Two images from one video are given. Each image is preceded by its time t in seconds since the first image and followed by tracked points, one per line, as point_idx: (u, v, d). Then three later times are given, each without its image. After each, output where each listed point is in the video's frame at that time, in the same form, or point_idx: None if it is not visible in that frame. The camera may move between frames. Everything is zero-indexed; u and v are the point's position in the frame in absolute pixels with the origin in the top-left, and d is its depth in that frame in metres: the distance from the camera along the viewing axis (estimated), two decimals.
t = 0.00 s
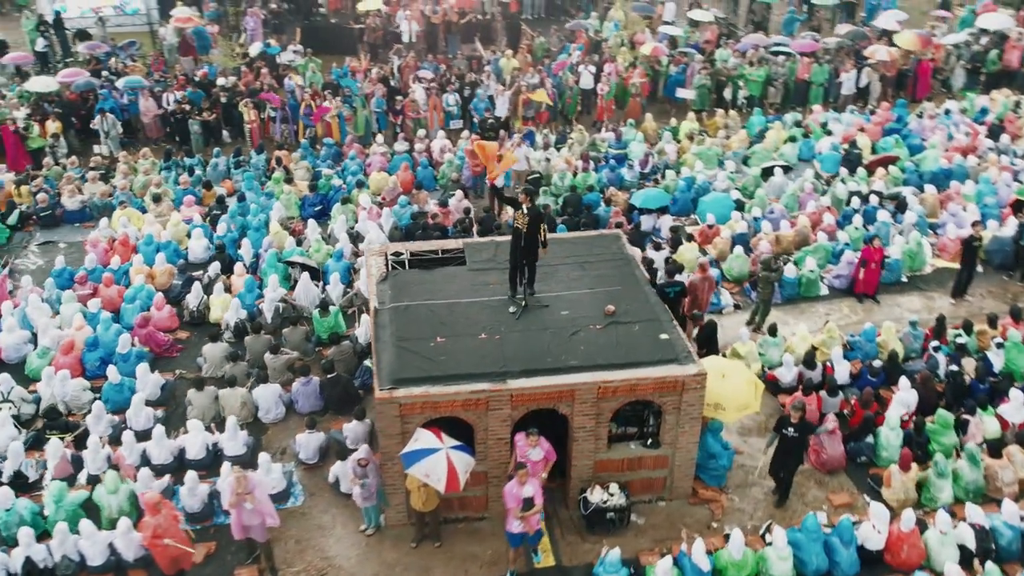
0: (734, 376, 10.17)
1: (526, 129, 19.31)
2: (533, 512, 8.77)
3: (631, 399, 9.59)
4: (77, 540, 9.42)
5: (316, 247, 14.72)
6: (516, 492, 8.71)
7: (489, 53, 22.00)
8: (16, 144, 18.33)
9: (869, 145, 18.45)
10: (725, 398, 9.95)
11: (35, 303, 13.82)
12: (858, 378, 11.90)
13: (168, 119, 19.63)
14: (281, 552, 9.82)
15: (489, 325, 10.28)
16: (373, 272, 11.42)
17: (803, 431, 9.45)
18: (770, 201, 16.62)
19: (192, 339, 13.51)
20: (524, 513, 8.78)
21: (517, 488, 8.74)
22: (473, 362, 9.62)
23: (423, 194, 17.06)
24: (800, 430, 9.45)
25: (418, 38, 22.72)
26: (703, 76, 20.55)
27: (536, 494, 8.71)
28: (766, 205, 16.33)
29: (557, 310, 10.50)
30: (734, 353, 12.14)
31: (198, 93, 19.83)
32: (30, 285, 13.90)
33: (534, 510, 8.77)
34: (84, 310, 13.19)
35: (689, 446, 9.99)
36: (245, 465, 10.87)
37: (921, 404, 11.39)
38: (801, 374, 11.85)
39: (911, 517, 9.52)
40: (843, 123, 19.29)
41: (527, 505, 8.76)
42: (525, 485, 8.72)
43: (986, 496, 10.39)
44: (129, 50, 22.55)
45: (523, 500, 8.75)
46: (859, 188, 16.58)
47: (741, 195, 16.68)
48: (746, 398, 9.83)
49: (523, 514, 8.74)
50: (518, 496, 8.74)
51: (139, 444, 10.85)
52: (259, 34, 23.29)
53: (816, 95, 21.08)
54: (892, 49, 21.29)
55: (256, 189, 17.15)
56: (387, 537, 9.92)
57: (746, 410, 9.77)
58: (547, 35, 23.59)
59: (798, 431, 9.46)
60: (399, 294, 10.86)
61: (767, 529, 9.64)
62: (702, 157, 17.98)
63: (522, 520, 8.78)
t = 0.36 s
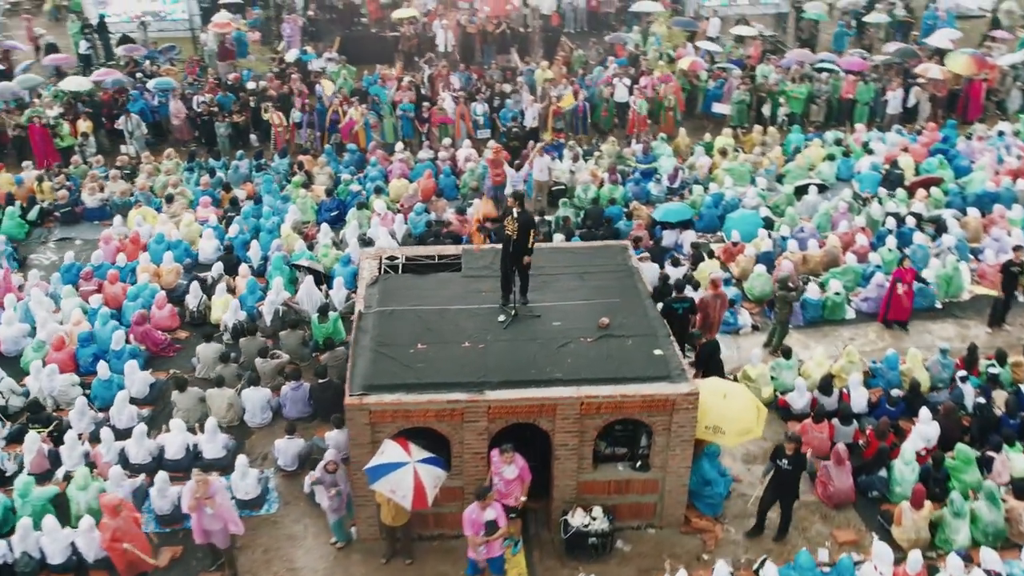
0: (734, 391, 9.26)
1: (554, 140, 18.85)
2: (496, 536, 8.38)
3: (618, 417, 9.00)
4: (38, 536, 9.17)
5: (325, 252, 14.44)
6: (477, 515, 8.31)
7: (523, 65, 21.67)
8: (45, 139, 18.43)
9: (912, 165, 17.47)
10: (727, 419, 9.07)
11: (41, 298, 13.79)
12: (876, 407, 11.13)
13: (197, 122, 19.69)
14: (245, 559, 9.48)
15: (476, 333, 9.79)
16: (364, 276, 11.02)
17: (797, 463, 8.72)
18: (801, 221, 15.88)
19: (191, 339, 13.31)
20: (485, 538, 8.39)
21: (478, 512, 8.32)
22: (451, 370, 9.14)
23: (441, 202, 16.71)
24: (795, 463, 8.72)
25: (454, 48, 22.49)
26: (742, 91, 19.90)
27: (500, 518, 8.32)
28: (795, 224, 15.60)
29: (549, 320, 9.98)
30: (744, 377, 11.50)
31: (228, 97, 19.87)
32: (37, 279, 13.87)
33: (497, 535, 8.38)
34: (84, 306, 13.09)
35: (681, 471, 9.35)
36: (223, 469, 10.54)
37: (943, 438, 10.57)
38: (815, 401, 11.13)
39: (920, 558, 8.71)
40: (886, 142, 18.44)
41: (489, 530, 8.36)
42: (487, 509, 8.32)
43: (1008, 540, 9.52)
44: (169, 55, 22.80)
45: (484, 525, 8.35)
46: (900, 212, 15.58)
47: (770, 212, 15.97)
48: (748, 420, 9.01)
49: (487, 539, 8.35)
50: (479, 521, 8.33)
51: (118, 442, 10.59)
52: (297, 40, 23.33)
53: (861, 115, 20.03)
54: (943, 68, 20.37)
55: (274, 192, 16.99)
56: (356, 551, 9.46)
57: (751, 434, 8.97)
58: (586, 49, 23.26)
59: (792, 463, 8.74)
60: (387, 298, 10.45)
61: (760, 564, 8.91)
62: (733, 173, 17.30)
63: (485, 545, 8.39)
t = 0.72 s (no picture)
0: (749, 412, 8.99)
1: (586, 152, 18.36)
2: (463, 561, 7.88)
3: (602, 435, 8.43)
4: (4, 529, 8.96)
5: (337, 256, 14.18)
6: (441, 536, 7.83)
7: (562, 76, 21.27)
8: (77, 138, 18.77)
9: (962, 187, 16.49)
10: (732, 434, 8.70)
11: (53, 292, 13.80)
12: (896, 439, 10.36)
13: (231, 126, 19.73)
14: (211, 564, 9.14)
15: (462, 340, 9.34)
16: (358, 278, 10.68)
17: (779, 495, 8.07)
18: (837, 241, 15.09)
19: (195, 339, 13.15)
20: (451, 564, 7.90)
21: (442, 532, 7.85)
22: (429, 378, 8.70)
23: (464, 210, 16.35)
24: (775, 494, 8.08)
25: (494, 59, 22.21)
26: (786, 108, 19.17)
27: (464, 540, 7.85)
28: (830, 244, 14.82)
29: (540, 331, 9.48)
30: (755, 401, 10.83)
31: (263, 101, 19.89)
32: (50, 272, 13.89)
33: (464, 558, 7.88)
34: (90, 301, 13.03)
35: (671, 497, 8.71)
36: (204, 470, 10.26)
37: (967, 475, 9.73)
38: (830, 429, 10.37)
39: None
40: (936, 164, 17.52)
41: (455, 554, 7.87)
42: (452, 529, 7.85)
43: None
44: (212, 60, 23.00)
45: (449, 548, 7.86)
46: (943, 233, 14.76)
47: (804, 231, 15.22)
48: (753, 440, 8.63)
49: (453, 564, 7.85)
50: (443, 542, 7.85)
51: (101, 438, 10.39)
52: (338, 48, 23.32)
53: (912, 135, 19.28)
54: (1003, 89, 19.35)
55: (297, 195, 16.84)
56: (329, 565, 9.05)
57: (753, 453, 8.57)
58: (629, 63, 22.79)
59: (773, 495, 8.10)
60: (377, 301, 10.08)
61: None
62: (769, 190, 16.59)
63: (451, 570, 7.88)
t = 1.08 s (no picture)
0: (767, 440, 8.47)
1: (622, 166, 17.86)
2: None
3: (590, 455, 7.92)
4: None
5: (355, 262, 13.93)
6: (410, 557, 7.35)
7: (604, 89, 20.85)
8: (113, 138, 19.07)
9: (1017, 212, 15.56)
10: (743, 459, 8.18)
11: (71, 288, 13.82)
12: (921, 474, 9.64)
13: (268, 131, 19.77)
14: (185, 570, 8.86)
15: (453, 349, 8.95)
16: (358, 282, 10.39)
17: (762, 529, 7.62)
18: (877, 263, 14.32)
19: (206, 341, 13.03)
20: None
21: (411, 552, 7.37)
22: (413, 387, 8.32)
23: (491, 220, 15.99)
24: (760, 528, 7.61)
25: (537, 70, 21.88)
26: (834, 125, 18.43)
27: (433, 564, 7.35)
28: (869, 266, 14.06)
29: (536, 343, 9.04)
30: (771, 428, 10.20)
31: (301, 108, 19.91)
32: (70, 268, 13.91)
33: None
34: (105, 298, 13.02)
35: (665, 525, 8.12)
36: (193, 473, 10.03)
37: (996, 516, 8.97)
38: (849, 460, 9.67)
39: None
40: (990, 187, 16.59)
41: None
42: (422, 551, 7.36)
43: None
44: (258, 66, 23.17)
45: (415, 570, 7.37)
46: (991, 259, 13.91)
47: (842, 251, 14.50)
48: (763, 468, 8.09)
49: None
50: (411, 563, 7.36)
51: (94, 435, 10.26)
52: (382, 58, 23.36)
53: (968, 156, 18.35)
54: None
55: (325, 201, 16.71)
56: None
57: (761, 482, 8.02)
58: (675, 77, 22.29)
59: (757, 528, 7.66)
60: (372, 306, 9.75)
61: None
62: (809, 209, 15.89)
63: None
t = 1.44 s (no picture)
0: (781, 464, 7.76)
1: (666, 181, 17.25)
2: None
3: (577, 476, 7.38)
4: None
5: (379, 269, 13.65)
6: None
7: (656, 104, 20.30)
8: (161, 139, 19.44)
9: None
10: (751, 488, 7.52)
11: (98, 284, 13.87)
12: (952, 518, 8.85)
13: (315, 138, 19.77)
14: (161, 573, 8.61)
15: (446, 358, 8.52)
16: (361, 287, 10.07)
17: (747, 568, 7.33)
18: (928, 291, 13.42)
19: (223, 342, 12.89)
20: None
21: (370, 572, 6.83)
22: (396, 395, 7.92)
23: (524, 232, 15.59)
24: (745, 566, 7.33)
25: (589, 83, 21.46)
26: (894, 146, 17.52)
27: None
28: (919, 292, 13.17)
29: (533, 356, 8.54)
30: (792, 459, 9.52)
31: (349, 115, 19.87)
32: (99, 264, 13.97)
33: None
34: (127, 296, 13.02)
35: (657, 558, 7.49)
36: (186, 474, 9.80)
37: None
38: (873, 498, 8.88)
39: None
40: None
41: None
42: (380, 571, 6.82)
43: None
44: (313, 75, 23.30)
45: None
46: None
47: (891, 276, 13.64)
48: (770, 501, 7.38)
49: None
50: None
51: (92, 431, 10.13)
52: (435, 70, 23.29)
53: None
54: None
55: (360, 208, 16.54)
56: None
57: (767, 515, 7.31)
58: (732, 95, 21.61)
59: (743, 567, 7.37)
60: (369, 312, 9.40)
61: None
62: (860, 231, 15.06)
63: None
